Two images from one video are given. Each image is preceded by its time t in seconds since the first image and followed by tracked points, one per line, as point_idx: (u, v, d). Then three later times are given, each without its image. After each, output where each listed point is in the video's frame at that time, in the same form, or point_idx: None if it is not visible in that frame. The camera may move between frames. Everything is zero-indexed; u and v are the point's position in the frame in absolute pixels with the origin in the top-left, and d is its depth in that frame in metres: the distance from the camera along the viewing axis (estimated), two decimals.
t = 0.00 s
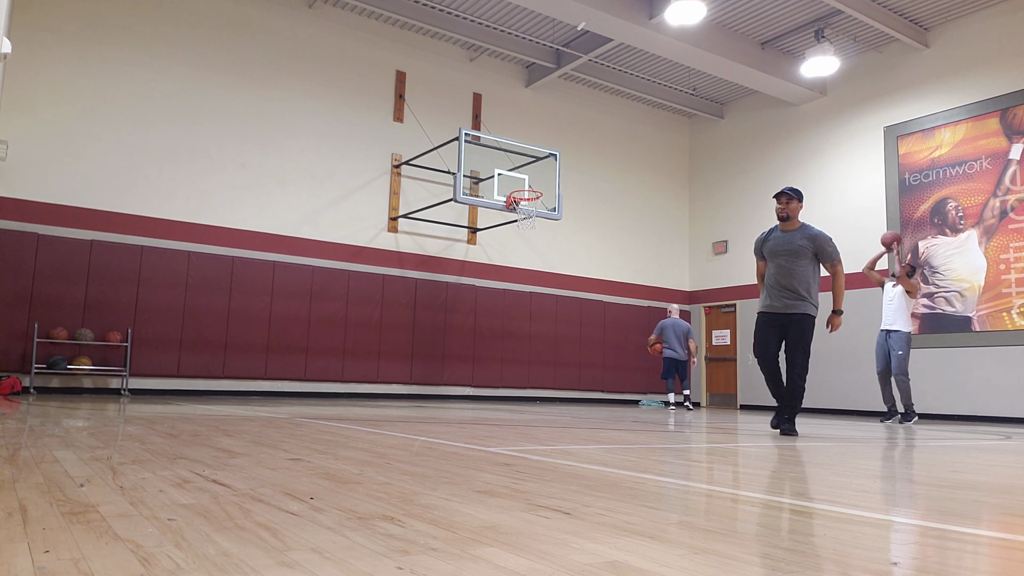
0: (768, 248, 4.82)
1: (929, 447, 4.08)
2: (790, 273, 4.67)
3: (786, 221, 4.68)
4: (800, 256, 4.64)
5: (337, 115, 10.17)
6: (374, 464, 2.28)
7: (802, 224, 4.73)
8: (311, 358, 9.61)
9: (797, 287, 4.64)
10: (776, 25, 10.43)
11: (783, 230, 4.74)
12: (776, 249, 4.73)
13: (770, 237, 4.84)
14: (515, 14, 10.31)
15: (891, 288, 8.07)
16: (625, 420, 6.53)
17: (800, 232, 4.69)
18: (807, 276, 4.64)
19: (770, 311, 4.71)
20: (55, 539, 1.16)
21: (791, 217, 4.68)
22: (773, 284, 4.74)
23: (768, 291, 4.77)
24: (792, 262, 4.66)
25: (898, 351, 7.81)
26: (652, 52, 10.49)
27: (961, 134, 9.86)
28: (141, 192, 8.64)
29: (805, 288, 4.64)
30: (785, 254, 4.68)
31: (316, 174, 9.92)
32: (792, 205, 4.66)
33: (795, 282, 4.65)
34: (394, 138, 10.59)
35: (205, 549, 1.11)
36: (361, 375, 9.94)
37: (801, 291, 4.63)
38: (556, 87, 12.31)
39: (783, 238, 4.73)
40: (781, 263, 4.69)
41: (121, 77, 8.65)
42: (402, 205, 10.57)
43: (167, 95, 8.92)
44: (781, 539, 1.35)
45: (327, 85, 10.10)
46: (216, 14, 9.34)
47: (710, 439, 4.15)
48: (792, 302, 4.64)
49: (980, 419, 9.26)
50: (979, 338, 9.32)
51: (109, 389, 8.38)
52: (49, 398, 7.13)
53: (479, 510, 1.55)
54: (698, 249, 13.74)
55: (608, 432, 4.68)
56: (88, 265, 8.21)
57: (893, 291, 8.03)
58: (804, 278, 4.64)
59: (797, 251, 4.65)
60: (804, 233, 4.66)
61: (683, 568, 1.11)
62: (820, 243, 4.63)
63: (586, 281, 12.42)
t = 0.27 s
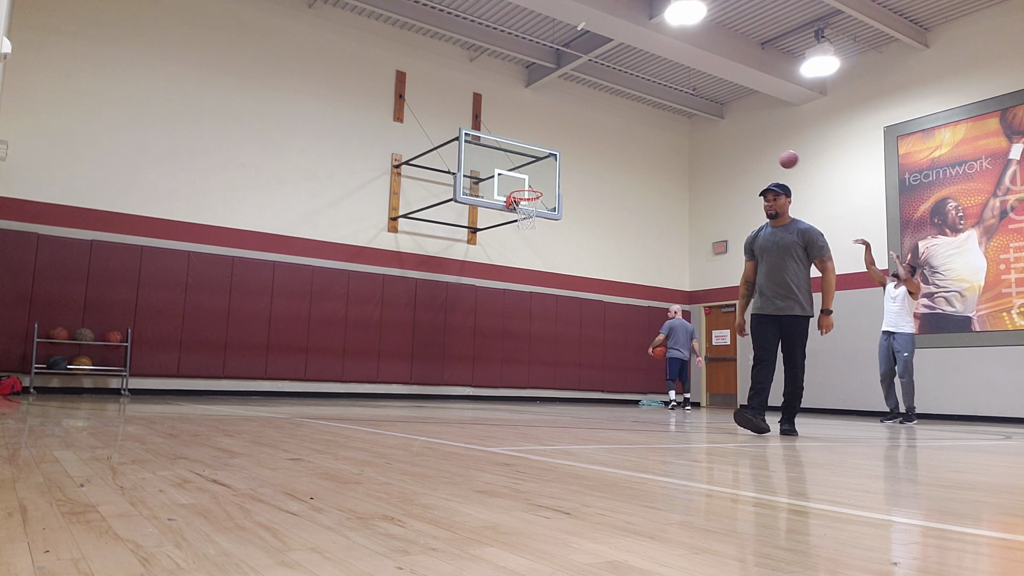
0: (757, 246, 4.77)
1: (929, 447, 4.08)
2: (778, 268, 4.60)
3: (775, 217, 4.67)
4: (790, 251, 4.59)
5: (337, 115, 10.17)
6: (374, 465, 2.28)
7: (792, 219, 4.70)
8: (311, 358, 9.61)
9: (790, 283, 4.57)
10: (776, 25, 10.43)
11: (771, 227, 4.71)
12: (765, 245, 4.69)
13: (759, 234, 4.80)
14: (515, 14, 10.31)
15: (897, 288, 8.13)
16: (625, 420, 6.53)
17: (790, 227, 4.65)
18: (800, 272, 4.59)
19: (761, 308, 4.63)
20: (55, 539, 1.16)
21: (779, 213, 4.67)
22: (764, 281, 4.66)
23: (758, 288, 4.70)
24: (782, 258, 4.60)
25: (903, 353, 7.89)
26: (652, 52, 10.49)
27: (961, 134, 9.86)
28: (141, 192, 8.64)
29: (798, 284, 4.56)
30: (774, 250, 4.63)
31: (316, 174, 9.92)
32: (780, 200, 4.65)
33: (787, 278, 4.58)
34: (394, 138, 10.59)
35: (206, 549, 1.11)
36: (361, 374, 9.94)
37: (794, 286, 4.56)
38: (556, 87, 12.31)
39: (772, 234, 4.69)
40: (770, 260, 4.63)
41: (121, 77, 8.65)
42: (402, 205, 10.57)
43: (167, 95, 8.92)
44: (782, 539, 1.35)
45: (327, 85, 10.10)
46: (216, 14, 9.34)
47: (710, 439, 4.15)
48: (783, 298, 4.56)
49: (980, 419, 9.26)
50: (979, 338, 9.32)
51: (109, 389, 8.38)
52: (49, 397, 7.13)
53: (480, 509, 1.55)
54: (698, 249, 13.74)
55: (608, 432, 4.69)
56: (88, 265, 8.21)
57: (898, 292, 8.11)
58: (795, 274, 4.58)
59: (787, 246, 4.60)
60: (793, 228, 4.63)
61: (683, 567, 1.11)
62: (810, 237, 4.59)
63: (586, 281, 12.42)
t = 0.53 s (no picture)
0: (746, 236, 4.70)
1: (929, 447, 4.08)
2: (767, 260, 4.55)
3: (764, 209, 4.57)
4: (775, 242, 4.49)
5: (337, 115, 10.17)
6: (374, 465, 2.28)
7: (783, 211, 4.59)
8: (311, 358, 9.62)
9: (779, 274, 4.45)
10: (776, 25, 10.44)
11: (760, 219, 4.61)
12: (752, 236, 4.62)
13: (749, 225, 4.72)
14: (515, 14, 10.31)
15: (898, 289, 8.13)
16: (625, 420, 6.53)
17: (780, 218, 4.54)
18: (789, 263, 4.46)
19: (748, 301, 4.54)
20: (55, 539, 1.16)
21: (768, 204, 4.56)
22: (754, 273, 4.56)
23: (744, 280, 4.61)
24: (769, 250, 4.51)
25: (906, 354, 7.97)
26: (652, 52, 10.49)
27: (961, 134, 9.86)
28: (141, 192, 8.64)
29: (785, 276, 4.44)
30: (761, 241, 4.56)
31: (316, 174, 9.92)
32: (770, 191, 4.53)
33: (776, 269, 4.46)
34: (394, 138, 10.59)
35: (205, 549, 1.11)
36: (361, 375, 9.94)
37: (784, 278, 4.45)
38: (556, 87, 12.32)
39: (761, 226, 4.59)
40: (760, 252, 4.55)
41: (121, 77, 8.65)
42: (402, 205, 10.57)
43: (167, 96, 8.92)
44: (781, 539, 1.35)
45: (327, 85, 10.11)
46: (216, 14, 9.34)
47: (710, 439, 4.15)
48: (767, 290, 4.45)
49: (980, 419, 9.25)
50: (979, 338, 9.32)
51: (110, 389, 8.38)
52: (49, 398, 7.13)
53: (480, 510, 1.55)
54: (698, 249, 13.74)
55: (608, 432, 4.69)
56: (88, 265, 8.21)
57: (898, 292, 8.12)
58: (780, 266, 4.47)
59: (773, 237, 4.51)
60: (782, 220, 4.51)
61: (682, 567, 1.11)
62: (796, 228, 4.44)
63: (586, 281, 12.42)
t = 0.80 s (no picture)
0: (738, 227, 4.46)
1: (929, 447, 4.08)
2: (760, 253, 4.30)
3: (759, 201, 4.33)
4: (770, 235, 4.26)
5: (337, 115, 10.17)
6: (374, 465, 2.28)
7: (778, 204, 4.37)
8: (311, 358, 9.62)
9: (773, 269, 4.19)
10: (776, 25, 10.44)
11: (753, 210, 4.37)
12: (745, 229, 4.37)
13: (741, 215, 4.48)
14: (515, 14, 10.31)
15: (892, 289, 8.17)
16: (625, 420, 6.53)
17: (775, 211, 4.31)
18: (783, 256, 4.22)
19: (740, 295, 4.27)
20: (55, 539, 1.16)
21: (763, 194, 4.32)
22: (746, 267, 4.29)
23: (735, 273, 4.36)
24: (763, 242, 4.26)
25: (903, 353, 7.96)
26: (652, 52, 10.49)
27: (961, 134, 9.85)
28: (141, 192, 8.64)
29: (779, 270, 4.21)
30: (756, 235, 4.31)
31: (316, 174, 9.92)
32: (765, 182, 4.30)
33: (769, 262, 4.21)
34: (394, 138, 10.59)
35: (205, 549, 1.11)
36: (361, 375, 9.94)
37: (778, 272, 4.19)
38: (556, 87, 12.32)
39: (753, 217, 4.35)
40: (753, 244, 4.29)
41: (121, 77, 8.65)
42: (402, 205, 10.57)
43: (167, 95, 8.92)
44: (782, 539, 1.35)
45: (327, 84, 10.11)
46: (217, 14, 9.35)
47: (710, 440, 4.15)
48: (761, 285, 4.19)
49: (981, 419, 9.25)
50: (979, 338, 9.32)
51: (109, 389, 8.38)
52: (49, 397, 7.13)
53: (479, 510, 1.55)
54: (699, 249, 13.74)
55: (608, 432, 4.69)
56: (89, 265, 8.21)
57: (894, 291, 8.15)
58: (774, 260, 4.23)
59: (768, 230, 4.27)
60: (777, 212, 4.28)
61: (682, 567, 1.11)
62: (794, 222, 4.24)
63: (586, 281, 12.41)
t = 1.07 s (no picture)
0: (735, 227, 4.41)
1: (929, 447, 4.08)
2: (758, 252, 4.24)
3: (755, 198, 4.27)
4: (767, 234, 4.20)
5: (337, 115, 10.17)
6: (374, 465, 2.28)
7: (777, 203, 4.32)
8: (311, 358, 9.62)
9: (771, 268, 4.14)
10: (776, 25, 10.43)
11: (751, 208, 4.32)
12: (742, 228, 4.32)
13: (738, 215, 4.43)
14: (515, 14, 10.31)
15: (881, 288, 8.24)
16: (625, 420, 6.54)
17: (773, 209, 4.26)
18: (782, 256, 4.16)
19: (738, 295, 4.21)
20: (55, 539, 1.16)
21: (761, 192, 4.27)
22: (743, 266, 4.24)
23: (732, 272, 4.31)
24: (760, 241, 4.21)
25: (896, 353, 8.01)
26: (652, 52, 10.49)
27: (961, 134, 9.85)
28: (141, 192, 8.64)
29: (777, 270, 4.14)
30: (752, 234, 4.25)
31: (316, 174, 9.92)
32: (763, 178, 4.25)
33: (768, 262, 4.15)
34: (394, 138, 10.59)
35: (205, 549, 1.11)
36: (361, 375, 9.94)
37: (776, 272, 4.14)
38: (556, 87, 12.32)
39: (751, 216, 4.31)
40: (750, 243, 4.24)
41: (121, 77, 8.65)
42: (402, 205, 10.56)
43: (167, 95, 8.92)
44: (782, 539, 1.35)
45: (327, 85, 10.10)
46: (216, 14, 9.35)
47: (710, 440, 4.15)
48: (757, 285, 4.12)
49: (981, 419, 9.26)
50: (979, 338, 9.33)
51: (109, 389, 8.37)
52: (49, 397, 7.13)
53: (479, 510, 1.55)
54: (699, 249, 13.74)
55: (608, 432, 4.69)
56: (89, 265, 8.21)
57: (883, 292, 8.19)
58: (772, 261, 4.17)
59: (765, 230, 4.21)
60: (776, 210, 4.23)
61: (682, 567, 1.11)
62: (794, 221, 4.18)
63: (586, 281, 12.42)
